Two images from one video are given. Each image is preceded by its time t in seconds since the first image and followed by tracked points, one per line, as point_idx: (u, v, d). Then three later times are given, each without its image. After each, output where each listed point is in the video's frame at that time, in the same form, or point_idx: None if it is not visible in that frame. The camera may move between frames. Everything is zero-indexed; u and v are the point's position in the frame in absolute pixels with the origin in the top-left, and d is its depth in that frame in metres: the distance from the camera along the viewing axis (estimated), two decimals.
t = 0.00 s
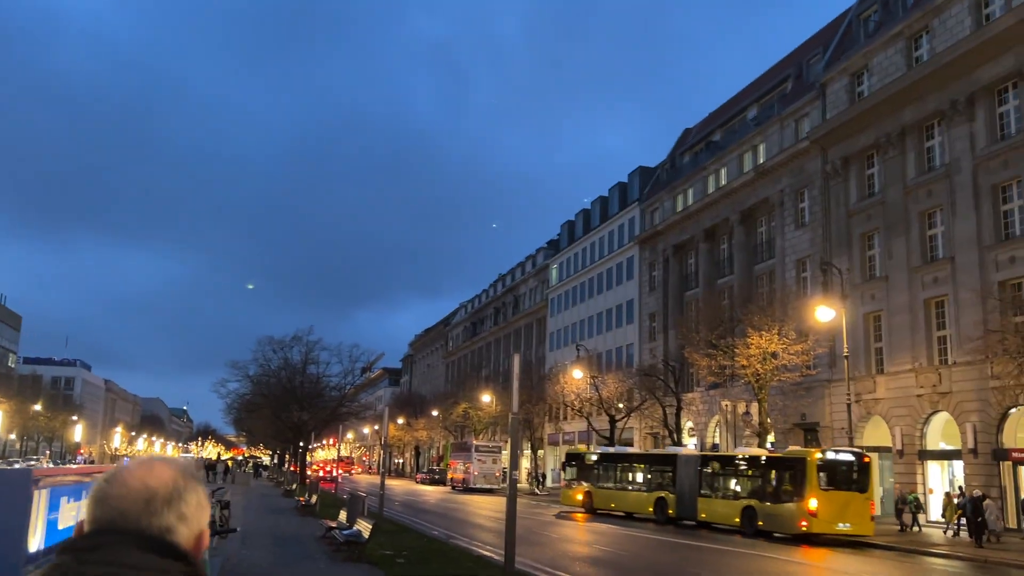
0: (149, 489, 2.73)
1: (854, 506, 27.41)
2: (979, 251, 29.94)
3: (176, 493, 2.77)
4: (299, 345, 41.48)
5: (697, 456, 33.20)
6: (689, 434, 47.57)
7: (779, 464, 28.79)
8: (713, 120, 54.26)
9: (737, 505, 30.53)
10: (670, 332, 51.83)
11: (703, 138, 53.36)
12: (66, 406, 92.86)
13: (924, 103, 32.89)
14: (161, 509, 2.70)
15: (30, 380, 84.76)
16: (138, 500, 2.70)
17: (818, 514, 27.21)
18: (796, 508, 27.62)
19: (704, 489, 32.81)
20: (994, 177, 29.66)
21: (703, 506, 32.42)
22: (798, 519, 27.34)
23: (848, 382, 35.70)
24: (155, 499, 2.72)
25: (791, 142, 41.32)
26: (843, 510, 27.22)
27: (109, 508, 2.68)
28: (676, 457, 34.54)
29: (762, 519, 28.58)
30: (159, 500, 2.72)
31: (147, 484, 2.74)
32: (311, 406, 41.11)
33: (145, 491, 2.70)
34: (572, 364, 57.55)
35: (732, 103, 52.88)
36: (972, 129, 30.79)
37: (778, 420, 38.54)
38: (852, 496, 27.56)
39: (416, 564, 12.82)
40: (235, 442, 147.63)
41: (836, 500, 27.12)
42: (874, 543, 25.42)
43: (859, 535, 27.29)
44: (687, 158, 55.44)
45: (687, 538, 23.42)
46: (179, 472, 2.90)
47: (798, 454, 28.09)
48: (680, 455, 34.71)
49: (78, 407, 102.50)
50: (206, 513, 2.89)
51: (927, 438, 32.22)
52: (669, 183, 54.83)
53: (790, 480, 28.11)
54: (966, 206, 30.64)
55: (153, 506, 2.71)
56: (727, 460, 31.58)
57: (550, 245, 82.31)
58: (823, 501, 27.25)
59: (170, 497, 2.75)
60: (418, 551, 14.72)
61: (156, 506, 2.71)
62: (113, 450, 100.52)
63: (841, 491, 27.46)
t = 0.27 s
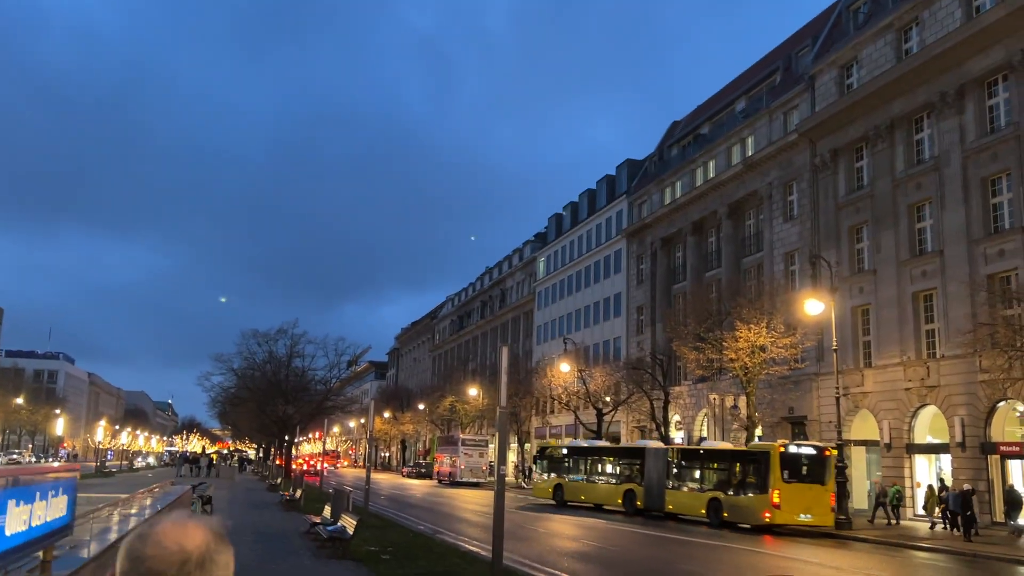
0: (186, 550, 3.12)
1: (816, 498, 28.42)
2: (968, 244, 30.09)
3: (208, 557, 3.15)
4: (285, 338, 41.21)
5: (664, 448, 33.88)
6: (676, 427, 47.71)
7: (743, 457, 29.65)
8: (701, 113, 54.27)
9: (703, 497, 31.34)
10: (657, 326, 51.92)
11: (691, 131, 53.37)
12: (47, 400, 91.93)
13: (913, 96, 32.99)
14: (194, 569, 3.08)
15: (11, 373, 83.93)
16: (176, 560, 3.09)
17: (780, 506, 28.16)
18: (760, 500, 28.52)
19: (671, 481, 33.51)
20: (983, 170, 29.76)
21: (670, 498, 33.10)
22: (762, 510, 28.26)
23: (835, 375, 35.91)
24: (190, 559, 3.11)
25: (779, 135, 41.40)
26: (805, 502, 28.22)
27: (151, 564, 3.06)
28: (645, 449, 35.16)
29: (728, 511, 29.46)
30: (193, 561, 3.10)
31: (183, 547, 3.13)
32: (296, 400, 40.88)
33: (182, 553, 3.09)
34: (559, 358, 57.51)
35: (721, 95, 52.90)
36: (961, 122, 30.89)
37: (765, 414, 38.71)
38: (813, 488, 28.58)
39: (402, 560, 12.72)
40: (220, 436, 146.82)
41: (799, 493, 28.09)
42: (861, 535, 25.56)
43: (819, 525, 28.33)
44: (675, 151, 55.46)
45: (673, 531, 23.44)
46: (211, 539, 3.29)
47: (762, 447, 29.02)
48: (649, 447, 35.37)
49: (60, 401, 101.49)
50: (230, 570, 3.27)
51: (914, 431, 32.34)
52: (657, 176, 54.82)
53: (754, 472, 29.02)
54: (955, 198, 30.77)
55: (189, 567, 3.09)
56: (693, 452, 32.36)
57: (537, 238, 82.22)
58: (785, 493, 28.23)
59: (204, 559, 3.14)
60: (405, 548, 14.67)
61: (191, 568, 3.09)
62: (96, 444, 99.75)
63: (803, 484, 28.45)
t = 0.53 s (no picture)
0: (133, 461, 2.58)
1: (785, 485, 29.75)
2: (966, 234, 30.06)
3: (160, 464, 2.61)
4: (278, 330, 41.11)
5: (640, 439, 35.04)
6: (672, 419, 47.83)
7: (716, 447, 30.88)
8: (697, 103, 54.14)
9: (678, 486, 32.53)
10: (653, 317, 51.95)
11: (686, 121, 53.24)
12: (41, 392, 91.83)
13: (912, 84, 32.92)
14: (147, 480, 2.55)
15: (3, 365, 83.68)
16: (124, 472, 2.54)
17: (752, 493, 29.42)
18: (732, 488, 29.77)
19: (647, 471, 34.64)
20: (982, 159, 29.72)
21: (646, 488, 34.24)
22: (734, 498, 29.49)
23: (832, 365, 35.95)
24: (141, 470, 2.56)
25: (776, 124, 41.38)
26: (775, 489, 29.53)
27: (94, 477, 2.51)
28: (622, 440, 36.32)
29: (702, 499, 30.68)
30: (144, 471, 2.56)
31: (131, 456, 2.58)
32: (289, 392, 40.82)
33: (130, 462, 2.55)
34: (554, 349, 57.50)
35: (716, 86, 52.85)
36: (960, 111, 30.80)
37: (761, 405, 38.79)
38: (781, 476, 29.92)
39: (396, 552, 12.57)
40: (214, 428, 146.85)
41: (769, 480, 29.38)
42: (857, 526, 25.60)
43: (788, 512, 29.71)
44: (671, 141, 55.34)
45: (668, 521, 23.43)
46: (161, 451, 2.73)
47: (734, 438, 30.24)
48: (624, 439, 36.54)
49: (53, 393, 101.44)
50: (186, 483, 2.73)
51: (912, 421, 32.47)
52: (652, 167, 54.76)
53: (727, 462, 30.25)
54: (953, 188, 30.72)
55: (139, 477, 2.55)
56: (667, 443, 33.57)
57: (532, 230, 82.12)
58: (756, 481, 29.52)
59: (156, 469, 2.59)
60: (400, 539, 14.53)
61: (142, 480, 2.55)
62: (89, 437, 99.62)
63: (773, 472, 29.76)
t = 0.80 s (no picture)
0: (72, 532, 2.65)
1: (761, 480, 30.55)
2: (972, 227, 29.97)
3: (103, 534, 2.69)
4: (276, 324, 40.99)
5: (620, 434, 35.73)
6: (672, 413, 47.79)
7: (695, 442, 31.66)
8: (698, 96, 54.03)
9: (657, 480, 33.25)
10: (653, 311, 51.86)
11: (687, 113, 53.13)
12: (38, 386, 91.56)
13: (917, 75, 32.80)
14: (89, 554, 2.63)
15: None
16: (66, 548, 2.62)
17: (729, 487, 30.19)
18: (710, 482, 30.49)
19: (627, 465, 35.34)
20: (988, 151, 29.62)
21: (626, 481, 34.93)
22: (713, 491, 30.23)
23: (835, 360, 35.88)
24: (84, 543, 2.64)
25: (778, 116, 41.29)
26: (751, 483, 30.31)
27: (35, 556, 2.58)
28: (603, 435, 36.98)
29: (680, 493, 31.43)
30: (86, 543, 2.64)
31: (70, 530, 2.65)
32: (287, 387, 40.68)
33: (71, 537, 2.62)
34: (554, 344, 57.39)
35: (717, 78, 52.72)
36: (966, 102, 30.66)
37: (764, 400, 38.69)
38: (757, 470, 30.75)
39: (397, 552, 12.45)
40: (213, 423, 146.82)
41: (746, 475, 30.15)
42: (861, 522, 25.51)
43: (764, 505, 30.47)
44: (671, 134, 55.22)
45: (670, 518, 23.32)
46: (103, 517, 2.80)
47: (713, 433, 30.96)
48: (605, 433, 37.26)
49: (50, 387, 101.11)
50: (133, 548, 2.83)
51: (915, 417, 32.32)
52: (653, 160, 54.62)
53: (706, 456, 30.97)
54: (958, 180, 30.63)
55: (83, 552, 2.63)
56: (646, 437, 34.31)
57: (531, 223, 82.07)
58: (734, 475, 30.24)
59: (99, 541, 2.67)
60: (400, 538, 14.43)
61: (85, 555, 2.63)
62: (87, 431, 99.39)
63: (749, 467, 30.58)
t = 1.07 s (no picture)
0: (158, 497, 2.83)
1: (742, 470, 31.68)
2: (983, 218, 29.84)
3: (184, 503, 2.86)
4: (279, 317, 40.97)
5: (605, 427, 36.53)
6: (677, 407, 47.73)
7: (678, 434, 32.65)
8: (702, 87, 53.84)
9: (640, 471, 34.20)
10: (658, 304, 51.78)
11: (692, 105, 52.92)
12: (40, 380, 91.68)
13: (925, 65, 32.63)
14: (171, 518, 2.80)
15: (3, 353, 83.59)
16: (148, 509, 2.79)
17: (711, 478, 31.26)
18: (692, 473, 31.53)
19: (611, 457, 36.20)
20: (999, 141, 29.46)
21: (610, 473, 35.77)
22: (695, 482, 31.26)
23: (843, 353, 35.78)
24: (166, 507, 2.83)
25: (785, 107, 41.13)
26: (732, 474, 31.38)
27: (122, 516, 2.76)
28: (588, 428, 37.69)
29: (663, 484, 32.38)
30: (168, 509, 2.82)
31: (156, 493, 2.85)
32: (290, 380, 40.68)
33: (154, 501, 2.80)
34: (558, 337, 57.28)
35: (722, 69, 52.50)
36: (976, 92, 30.49)
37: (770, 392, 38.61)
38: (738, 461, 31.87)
39: (404, 547, 12.38)
40: (215, 416, 147.04)
41: (728, 466, 31.18)
42: (869, 517, 25.46)
43: (745, 495, 31.59)
44: (676, 126, 55.00)
45: (676, 511, 23.29)
46: (184, 488, 2.98)
47: (695, 426, 31.97)
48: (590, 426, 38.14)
49: (53, 381, 101.26)
50: (210, 521, 2.97)
51: (924, 411, 32.23)
52: (657, 152, 54.42)
53: (688, 448, 32.00)
54: (969, 171, 30.49)
55: (164, 515, 2.80)
56: (630, 430, 35.21)
57: (534, 216, 81.95)
58: (716, 466, 31.30)
59: (179, 508, 2.85)
60: (408, 532, 14.40)
61: (167, 518, 2.80)
62: (90, 426, 99.74)
63: (730, 458, 31.62)
